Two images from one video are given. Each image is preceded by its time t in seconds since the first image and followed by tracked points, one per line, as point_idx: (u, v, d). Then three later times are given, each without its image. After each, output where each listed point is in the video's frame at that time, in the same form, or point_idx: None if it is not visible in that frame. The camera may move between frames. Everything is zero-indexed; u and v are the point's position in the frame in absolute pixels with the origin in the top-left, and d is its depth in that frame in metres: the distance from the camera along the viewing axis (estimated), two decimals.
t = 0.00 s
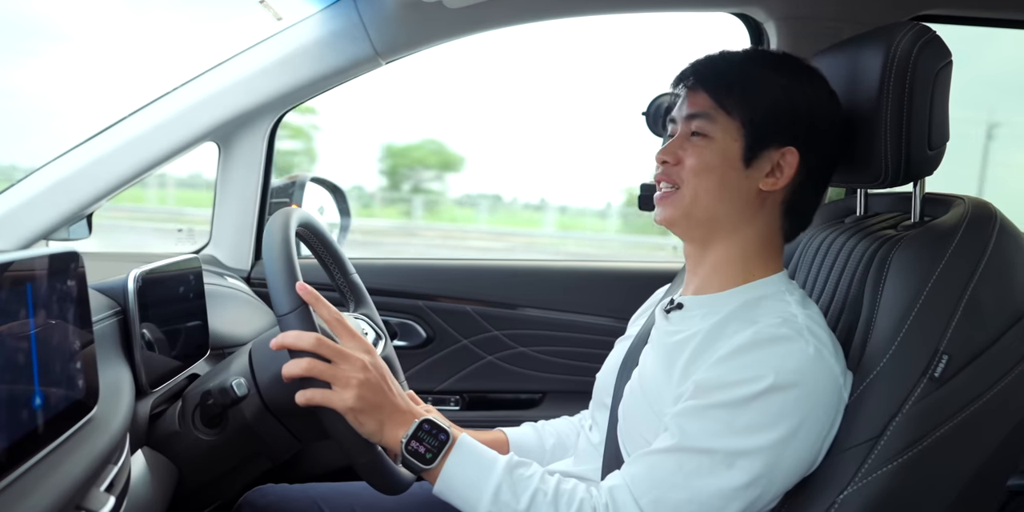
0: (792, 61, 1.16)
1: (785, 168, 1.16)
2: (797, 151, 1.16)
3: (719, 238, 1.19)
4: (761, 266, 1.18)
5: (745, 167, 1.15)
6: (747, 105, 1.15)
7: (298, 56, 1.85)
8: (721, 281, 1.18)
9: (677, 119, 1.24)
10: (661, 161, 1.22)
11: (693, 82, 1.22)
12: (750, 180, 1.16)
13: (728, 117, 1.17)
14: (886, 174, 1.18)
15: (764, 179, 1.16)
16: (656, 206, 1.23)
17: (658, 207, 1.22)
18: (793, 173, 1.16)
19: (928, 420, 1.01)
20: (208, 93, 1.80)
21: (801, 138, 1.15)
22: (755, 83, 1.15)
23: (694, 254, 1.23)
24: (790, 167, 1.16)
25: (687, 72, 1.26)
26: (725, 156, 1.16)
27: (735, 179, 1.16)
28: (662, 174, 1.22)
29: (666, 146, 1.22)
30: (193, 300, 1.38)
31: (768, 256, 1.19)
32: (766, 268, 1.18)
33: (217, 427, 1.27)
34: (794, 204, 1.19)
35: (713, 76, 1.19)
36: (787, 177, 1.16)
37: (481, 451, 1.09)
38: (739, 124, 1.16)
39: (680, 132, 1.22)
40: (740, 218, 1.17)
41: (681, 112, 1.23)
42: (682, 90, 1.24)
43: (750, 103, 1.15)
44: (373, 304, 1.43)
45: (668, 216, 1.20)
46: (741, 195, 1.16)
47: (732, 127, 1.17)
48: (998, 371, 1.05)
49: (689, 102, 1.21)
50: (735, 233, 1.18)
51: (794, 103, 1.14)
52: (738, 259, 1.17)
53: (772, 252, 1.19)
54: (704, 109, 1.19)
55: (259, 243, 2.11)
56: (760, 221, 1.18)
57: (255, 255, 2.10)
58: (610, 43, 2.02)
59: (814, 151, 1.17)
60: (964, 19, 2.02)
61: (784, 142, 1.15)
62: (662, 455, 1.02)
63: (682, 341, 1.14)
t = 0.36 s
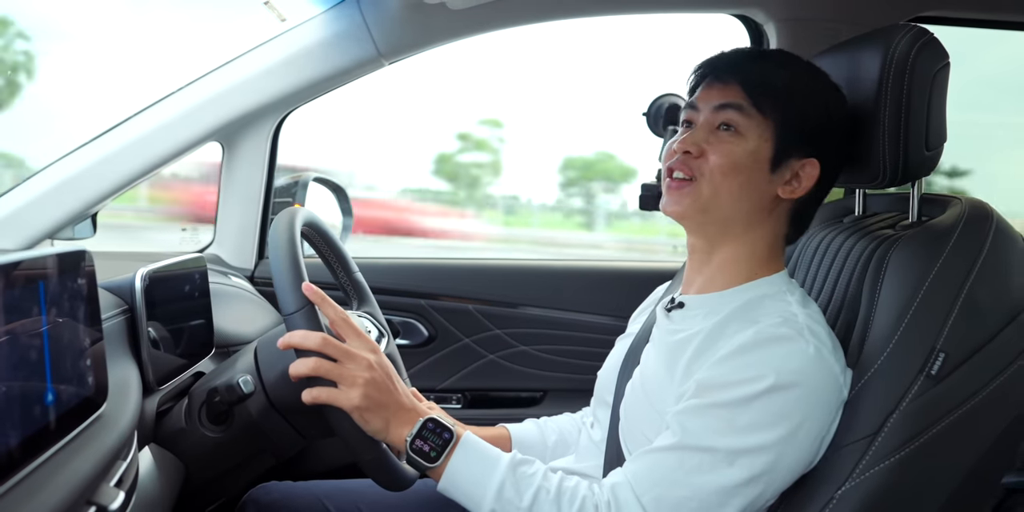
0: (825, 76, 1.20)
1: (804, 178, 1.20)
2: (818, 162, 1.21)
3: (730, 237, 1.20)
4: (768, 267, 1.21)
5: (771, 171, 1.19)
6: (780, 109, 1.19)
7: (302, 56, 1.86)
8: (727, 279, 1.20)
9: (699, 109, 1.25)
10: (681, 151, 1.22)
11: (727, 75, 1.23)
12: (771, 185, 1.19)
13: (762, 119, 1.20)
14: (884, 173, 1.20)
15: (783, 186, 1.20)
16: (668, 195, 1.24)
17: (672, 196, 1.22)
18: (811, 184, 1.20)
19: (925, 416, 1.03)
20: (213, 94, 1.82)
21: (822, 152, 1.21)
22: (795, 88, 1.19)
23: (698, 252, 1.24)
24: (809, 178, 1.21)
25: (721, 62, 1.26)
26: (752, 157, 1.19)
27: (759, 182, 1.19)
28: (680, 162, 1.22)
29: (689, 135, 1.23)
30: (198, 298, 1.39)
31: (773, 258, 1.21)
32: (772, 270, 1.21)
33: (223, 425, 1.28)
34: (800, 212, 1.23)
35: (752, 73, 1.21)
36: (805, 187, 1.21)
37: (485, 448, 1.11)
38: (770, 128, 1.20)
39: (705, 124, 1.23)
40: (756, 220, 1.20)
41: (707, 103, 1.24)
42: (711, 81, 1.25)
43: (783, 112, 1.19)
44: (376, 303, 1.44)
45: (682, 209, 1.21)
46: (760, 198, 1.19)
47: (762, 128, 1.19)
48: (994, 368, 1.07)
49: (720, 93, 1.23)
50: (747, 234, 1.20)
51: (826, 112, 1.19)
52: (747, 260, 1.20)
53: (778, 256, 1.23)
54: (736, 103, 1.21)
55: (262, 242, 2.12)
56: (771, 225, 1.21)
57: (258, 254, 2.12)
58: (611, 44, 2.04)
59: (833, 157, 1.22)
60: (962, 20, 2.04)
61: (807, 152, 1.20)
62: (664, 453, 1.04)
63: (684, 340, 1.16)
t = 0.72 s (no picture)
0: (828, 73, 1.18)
1: (816, 180, 1.20)
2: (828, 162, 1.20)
3: (752, 248, 1.19)
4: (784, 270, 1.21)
5: (788, 180, 1.17)
6: (794, 117, 1.16)
7: (307, 54, 1.86)
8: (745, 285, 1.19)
9: (711, 120, 1.20)
10: (700, 168, 1.17)
11: (733, 84, 1.19)
12: (788, 192, 1.18)
13: (779, 128, 1.16)
14: (894, 172, 1.19)
15: (797, 191, 1.19)
16: (686, 212, 1.20)
17: (694, 215, 1.19)
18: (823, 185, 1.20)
19: (937, 415, 1.02)
20: (217, 92, 1.81)
21: (830, 152, 1.20)
22: (807, 93, 1.15)
23: (706, 257, 1.23)
24: (820, 179, 1.20)
25: (726, 65, 1.20)
26: (773, 170, 1.16)
27: (778, 192, 1.17)
28: (701, 182, 1.17)
29: (703, 151, 1.19)
30: (203, 297, 1.38)
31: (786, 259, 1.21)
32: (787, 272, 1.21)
33: (229, 424, 1.27)
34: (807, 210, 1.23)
35: (763, 80, 1.16)
36: (817, 188, 1.20)
37: (495, 448, 1.10)
38: (787, 137, 1.17)
39: (719, 137, 1.18)
40: (772, 227, 1.19)
41: (719, 115, 1.19)
42: (716, 88, 1.20)
43: (795, 115, 1.16)
44: (381, 301, 1.43)
45: (705, 227, 1.18)
46: (779, 207, 1.18)
47: (780, 139, 1.17)
48: (1006, 367, 1.06)
49: (733, 105, 1.18)
50: (765, 243, 1.19)
51: (832, 114, 1.17)
52: (768, 268, 1.19)
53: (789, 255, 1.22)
54: (753, 116, 1.17)
55: (266, 241, 2.11)
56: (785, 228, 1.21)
57: (261, 253, 2.11)
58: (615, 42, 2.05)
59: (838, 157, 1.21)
60: (968, 18, 2.03)
61: (818, 155, 1.18)
62: (673, 451, 1.03)
63: (692, 337, 1.15)
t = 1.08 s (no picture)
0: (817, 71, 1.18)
1: (812, 184, 1.21)
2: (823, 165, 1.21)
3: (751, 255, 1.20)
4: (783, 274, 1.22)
5: (785, 187, 1.18)
6: (789, 123, 1.17)
7: (308, 57, 1.87)
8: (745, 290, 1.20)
9: (705, 130, 1.20)
10: (697, 180, 1.18)
11: (724, 93, 1.19)
12: (785, 198, 1.19)
13: (774, 137, 1.17)
14: (890, 173, 1.21)
15: (795, 195, 1.20)
16: (685, 222, 1.20)
17: (693, 226, 1.19)
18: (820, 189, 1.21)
19: (933, 414, 1.03)
20: (219, 95, 1.82)
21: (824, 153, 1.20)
22: (800, 98, 1.16)
23: (703, 262, 1.24)
24: (817, 183, 1.21)
25: (715, 73, 1.20)
26: (770, 178, 1.17)
27: (775, 199, 1.18)
28: (698, 193, 1.18)
29: (699, 162, 1.19)
30: (205, 298, 1.40)
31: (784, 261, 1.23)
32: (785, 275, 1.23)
33: (233, 424, 1.28)
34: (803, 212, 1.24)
35: (756, 88, 1.17)
36: (813, 192, 1.21)
37: (495, 447, 1.11)
38: (783, 145, 1.17)
39: (714, 147, 1.19)
40: (771, 232, 1.20)
41: (712, 124, 1.19)
42: (709, 97, 1.21)
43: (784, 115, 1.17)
44: (382, 302, 1.44)
45: (704, 237, 1.19)
46: (776, 213, 1.19)
47: (776, 147, 1.17)
48: (1001, 366, 1.08)
49: (727, 116, 1.18)
50: (764, 250, 1.20)
51: (826, 117, 1.18)
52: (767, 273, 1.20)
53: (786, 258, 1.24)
54: (749, 127, 1.17)
55: (268, 242, 2.12)
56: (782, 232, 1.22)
57: (263, 255, 2.12)
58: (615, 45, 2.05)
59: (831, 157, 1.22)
60: (965, 19, 2.05)
61: (814, 159, 1.19)
62: (672, 451, 1.04)
63: (690, 339, 1.16)
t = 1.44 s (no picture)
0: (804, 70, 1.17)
1: (785, 182, 1.17)
2: (797, 164, 1.17)
3: (717, 248, 1.20)
4: (759, 272, 1.20)
5: (747, 180, 1.17)
6: (752, 116, 1.17)
7: (307, 65, 1.87)
8: (722, 287, 1.21)
9: (677, 126, 1.25)
10: (661, 171, 1.22)
11: (695, 89, 1.22)
12: (750, 193, 1.17)
13: (732, 128, 1.18)
14: (887, 179, 1.21)
15: (764, 192, 1.17)
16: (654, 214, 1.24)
17: (657, 216, 1.23)
18: (793, 187, 1.17)
19: (932, 418, 1.04)
20: (217, 103, 1.83)
21: (801, 151, 1.17)
22: (763, 91, 1.16)
23: (694, 261, 1.25)
24: (791, 181, 1.17)
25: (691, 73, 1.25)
26: (728, 169, 1.17)
27: (736, 192, 1.17)
28: (660, 183, 1.22)
29: (666, 154, 1.22)
30: (206, 305, 1.39)
31: (768, 262, 1.21)
32: (763, 273, 1.20)
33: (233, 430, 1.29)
34: (792, 214, 1.20)
35: (721, 83, 1.19)
36: (787, 190, 1.17)
37: (496, 453, 1.12)
38: (741, 136, 1.18)
39: (681, 140, 1.22)
40: (740, 228, 1.19)
41: (682, 119, 1.23)
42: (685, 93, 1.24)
43: (751, 112, 1.17)
44: (382, 309, 1.45)
45: (666, 227, 1.21)
46: (741, 207, 1.18)
47: (734, 139, 1.18)
48: (999, 370, 1.08)
49: (695, 111, 1.21)
50: (733, 244, 1.20)
51: (796, 114, 1.15)
52: (738, 268, 1.20)
53: (770, 259, 1.21)
54: (708, 120, 1.20)
55: (268, 249, 2.13)
56: (758, 231, 1.20)
57: (263, 261, 2.12)
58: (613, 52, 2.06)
59: (815, 160, 1.18)
60: (963, 26, 2.05)
61: (784, 156, 1.17)
62: (671, 457, 1.04)
63: (689, 343, 1.17)
